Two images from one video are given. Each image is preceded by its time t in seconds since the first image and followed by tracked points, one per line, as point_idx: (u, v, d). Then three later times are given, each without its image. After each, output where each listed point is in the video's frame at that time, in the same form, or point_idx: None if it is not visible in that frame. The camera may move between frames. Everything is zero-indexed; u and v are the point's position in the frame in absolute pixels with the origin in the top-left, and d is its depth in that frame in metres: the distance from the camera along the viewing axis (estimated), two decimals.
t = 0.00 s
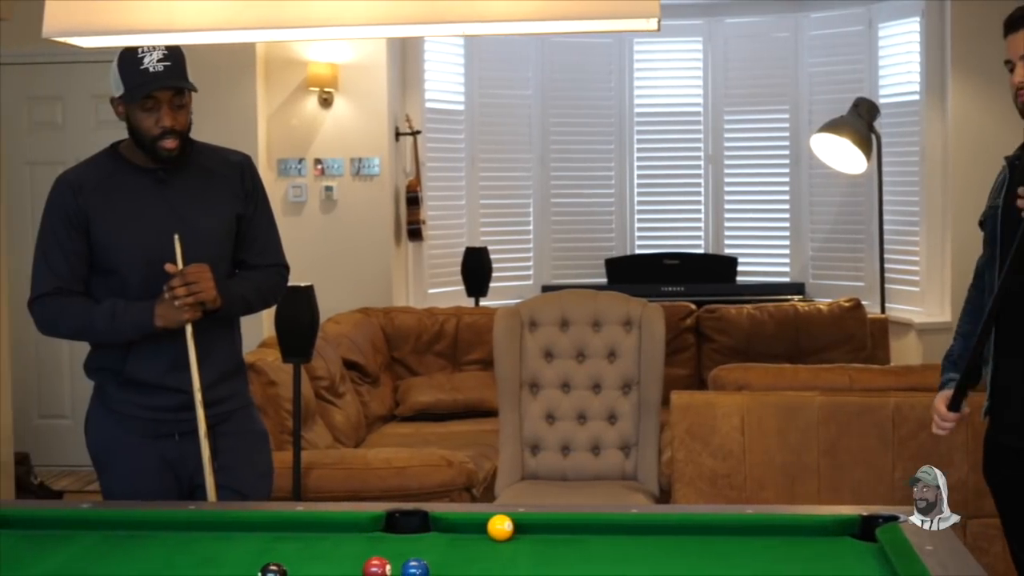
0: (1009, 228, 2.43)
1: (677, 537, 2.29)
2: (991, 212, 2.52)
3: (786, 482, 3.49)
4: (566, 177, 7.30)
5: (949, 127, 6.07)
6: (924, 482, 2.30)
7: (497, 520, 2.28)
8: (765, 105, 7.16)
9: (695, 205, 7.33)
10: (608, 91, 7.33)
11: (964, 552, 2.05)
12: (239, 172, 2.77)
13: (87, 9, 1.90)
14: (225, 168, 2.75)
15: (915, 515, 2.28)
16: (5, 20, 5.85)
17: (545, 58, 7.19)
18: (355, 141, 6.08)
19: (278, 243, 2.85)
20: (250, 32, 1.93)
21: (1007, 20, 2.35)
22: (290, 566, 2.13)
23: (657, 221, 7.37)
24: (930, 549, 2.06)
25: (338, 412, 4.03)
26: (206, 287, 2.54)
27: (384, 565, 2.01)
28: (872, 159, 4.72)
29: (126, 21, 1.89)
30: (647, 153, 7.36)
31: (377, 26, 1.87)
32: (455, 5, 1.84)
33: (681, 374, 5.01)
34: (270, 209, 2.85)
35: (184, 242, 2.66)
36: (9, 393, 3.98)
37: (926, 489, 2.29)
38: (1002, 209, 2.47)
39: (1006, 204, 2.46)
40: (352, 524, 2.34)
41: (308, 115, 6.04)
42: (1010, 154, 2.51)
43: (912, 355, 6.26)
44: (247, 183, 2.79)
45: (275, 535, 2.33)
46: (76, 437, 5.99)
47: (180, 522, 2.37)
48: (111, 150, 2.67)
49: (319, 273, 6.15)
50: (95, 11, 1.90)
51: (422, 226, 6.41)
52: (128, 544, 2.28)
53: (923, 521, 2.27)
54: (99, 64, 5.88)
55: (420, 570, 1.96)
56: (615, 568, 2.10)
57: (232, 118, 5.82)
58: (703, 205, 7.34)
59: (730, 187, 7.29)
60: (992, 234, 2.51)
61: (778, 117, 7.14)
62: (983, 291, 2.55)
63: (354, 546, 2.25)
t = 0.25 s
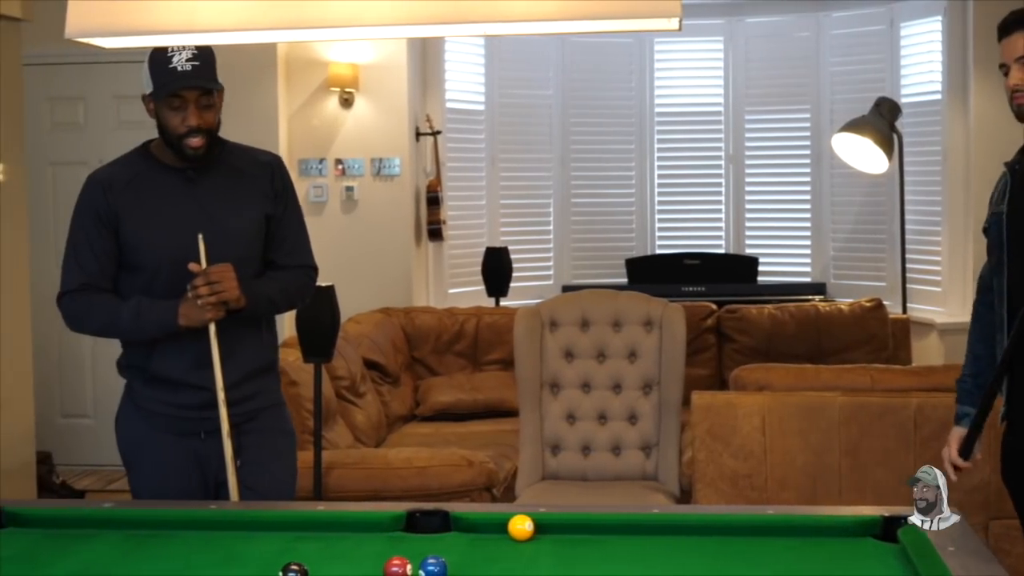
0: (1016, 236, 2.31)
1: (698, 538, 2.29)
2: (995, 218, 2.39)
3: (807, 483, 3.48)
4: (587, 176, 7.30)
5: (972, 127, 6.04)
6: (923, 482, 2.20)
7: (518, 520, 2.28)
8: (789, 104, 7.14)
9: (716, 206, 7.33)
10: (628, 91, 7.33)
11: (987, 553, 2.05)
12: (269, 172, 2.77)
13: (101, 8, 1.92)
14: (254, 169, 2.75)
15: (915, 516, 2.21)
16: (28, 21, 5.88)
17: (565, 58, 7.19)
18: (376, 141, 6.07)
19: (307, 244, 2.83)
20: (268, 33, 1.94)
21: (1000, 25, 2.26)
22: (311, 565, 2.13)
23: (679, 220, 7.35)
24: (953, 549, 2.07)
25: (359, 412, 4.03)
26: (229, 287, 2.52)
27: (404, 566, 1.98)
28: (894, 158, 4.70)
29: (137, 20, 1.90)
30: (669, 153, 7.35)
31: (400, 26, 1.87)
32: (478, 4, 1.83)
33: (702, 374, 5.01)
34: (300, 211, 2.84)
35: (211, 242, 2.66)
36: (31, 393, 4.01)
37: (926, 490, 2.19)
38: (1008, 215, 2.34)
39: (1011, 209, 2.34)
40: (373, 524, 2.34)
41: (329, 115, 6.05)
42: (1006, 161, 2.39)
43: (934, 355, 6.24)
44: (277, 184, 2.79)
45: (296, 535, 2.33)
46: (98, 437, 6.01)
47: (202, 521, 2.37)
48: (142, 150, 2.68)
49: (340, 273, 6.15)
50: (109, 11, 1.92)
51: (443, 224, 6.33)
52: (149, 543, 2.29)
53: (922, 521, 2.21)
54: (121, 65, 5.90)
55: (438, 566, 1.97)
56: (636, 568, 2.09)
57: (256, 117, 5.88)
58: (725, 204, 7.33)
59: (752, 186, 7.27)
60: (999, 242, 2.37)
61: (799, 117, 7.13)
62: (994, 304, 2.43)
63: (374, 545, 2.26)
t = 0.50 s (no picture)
0: None
1: (712, 538, 2.28)
2: (1000, 226, 2.28)
3: (822, 483, 3.47)
4: (601, 176, 7.30)
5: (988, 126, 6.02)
6: (925, 481, 2.19)
7: (532, 520, 2.28)
8: (805, 103, 7.13)
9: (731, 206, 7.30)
10: (642, 91, 7.33)
11: (1003, 555, 2.04)
12: (308, 176, 2.71)
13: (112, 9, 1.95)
14: (292, 171, 2.70)
15: (915, 515, 2.21)
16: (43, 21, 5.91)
17: (580, 58, 7.19)
18: (390, 140, 6.06)
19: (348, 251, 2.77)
20: (284, 35, 1.95)
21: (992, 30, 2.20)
22: (325, 566, 2.13)
23: (692, 220, 7.34)
24: (968, 550, 2.06)
25: (373, 412, 4.04)
26: (246, 288, 2.49)
27: (419, 565, 1.97)
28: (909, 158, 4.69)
29: (147, 19, 1.92)
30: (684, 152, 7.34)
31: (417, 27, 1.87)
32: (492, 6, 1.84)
33: (716, 375, 5.00)
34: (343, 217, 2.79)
35: (241, 243, 2.62)
36: (46, 392, 4.02)
37: (926, 490, 2.19)
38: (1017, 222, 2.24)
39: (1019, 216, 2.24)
40: (388, 524, 2.34)
41: (343, 115, 6.05)
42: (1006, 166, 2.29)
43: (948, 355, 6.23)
44: (316, 188, 2.73)
45: (309, 535, 2.33)
46: (113, 436, 6.02)
47: (216, 521, 2.37)
48: (184, 147, 2.67)
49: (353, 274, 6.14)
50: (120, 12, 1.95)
51: (456, 225, 6.34)
52: (164, 543, 2.29)
53: (923, 521, 2.20)
54: (137, 65, 5.92)
55: (451, 565, 1.97)
56: (650, 568, 2.09)
57: (274, 117, 5.93)
58: (739, 204, 7.31)
59: (766, 187, 7.27)
60: (1008, 250, 2.26)
61: (813, 117, 7.12)
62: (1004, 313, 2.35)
63: (388, 546, 2.25)
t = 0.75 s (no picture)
0: None
1: (718, 539, 2.28)
2: (1009, 225, 2.26)
3: (828, 484, 3.46)
4: (607, 177, 7.30)
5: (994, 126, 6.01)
6: (924, 481, 2.18)
7: (537, 520, 2.28)
8: (813, 104, 7.13)
9: (737, 206, 7.32)
10: (648, 92, 7.33)
11: (1010, 555, 2.04)
12: (330, 189, 2.68)
13: (123, 11, 2.09)
14: (314, 181, 2.67)
15: (915, 515, 2.19)
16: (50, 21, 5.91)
17: (586, 57, 7.19)
18: (396, 141, 6.06)
19: (369, 267, 2.73)
20: (292, 33, 2.11)
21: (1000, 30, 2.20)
22: (331, 565, 2.13)
23: (697, 220, 7.35)
24: (974, 551, 2.06)
25: (379, 412, 4.04)
26: (247, 292, 2.45)
27: (425, 565, 1.97)
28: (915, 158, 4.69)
29: (160, 21, 2.07)
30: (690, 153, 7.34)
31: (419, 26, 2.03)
32: (492, 5, 1.99)
33: (722, 375, 5.00)
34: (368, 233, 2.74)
35: (256, 250, 2.61)
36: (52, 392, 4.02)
37: (926, 490, 2.17)
38: None
39: None
40: (393, 524, 2.34)
41: (349, 115, 6.05)
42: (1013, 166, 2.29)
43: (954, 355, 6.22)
44: (338, 202, 2.70)
45: (315, 535, 2.34)
46: (119, 436, 6.02)
47: (223, 521, 2.38)
48: (216, 146, 2.67)
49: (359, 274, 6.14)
50: (131, 11, 2.08)
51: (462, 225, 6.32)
52: (170, 543, 2.29)
53: (922, 521, 2.19)
54: (142, 65, 5.93)
55: (456, 565, 1.97)
56: (656, 568, 2.09)
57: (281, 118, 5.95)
58: (745, 203, 7.31)
59: (771, 187, 7.26)
60: (1016, 247, 2.25)
61: (819, 117, 7.12)
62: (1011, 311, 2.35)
63: (394, 546, 2.25)
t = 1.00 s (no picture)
0: None
1: (725, 539, 2.28)
2: None
3: (834, 484, 3.46)
4: (613, 177, 7.30)
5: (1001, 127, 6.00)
6: (924, 481, 2.14)
7: (544, 520, 2.28)
8: (820, 104, 7.11)
9: (742, 206, 7.31)
10: (655, 92, 7.33)
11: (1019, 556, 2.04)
12: (318, 189, 2.66)
13: (126, 11, 1.98)
14: (302, 182, 2.66)
15: (915, 514, 2.17)
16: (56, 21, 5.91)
17: (592, 57, 7.19)
18: (402, 141, 6.06)
19: (360, 269, 2.70)
20: (293, 36, 2.02)
21: None
22: (338, 566, 2.13)
23: (703, 221, 7.34)
24: (982, 552, 2.06)
25: (385, 412, 4.04)
26: (214, 306, 2.48)
27: (431, 566, 1.97)
28: (922, 159, 4.68)
29: (163, 21, 1.95)
30: (697, 153, 7.33)
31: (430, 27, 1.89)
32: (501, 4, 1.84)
33: (728, 375, 5.00)
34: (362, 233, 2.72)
35: (243, 248, 2.61)
36: (58, 392, 4.02)
37: (926, 490, 2.14)
38: None
39: None
40: (400, 525, 2.34)
41: (356, 116, 6.05)
42: None
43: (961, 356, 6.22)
44: (326, 203, 2.67)
45: (322, 535, 2.34)
46: (126, 437, 6.03)
47: (230, 521, 2.38)
48: (216, 144, 2.70)
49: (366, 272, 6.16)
50: (134, 12, 1.97)
51: (468, 225, 6.31)
52: (176, 543, 2.29)
53: (922, 519, 2.17)
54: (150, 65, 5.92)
55: (463, 565, 1.97)
56: (663, 568, 2.09)
57: (288, 118, 5.95)
58: (750, 203, 7.31)
59: (777, 188, 7.26)
60: None
61: (825, 117, 7.11)
62: None
63: (401, 546, 2.25)
